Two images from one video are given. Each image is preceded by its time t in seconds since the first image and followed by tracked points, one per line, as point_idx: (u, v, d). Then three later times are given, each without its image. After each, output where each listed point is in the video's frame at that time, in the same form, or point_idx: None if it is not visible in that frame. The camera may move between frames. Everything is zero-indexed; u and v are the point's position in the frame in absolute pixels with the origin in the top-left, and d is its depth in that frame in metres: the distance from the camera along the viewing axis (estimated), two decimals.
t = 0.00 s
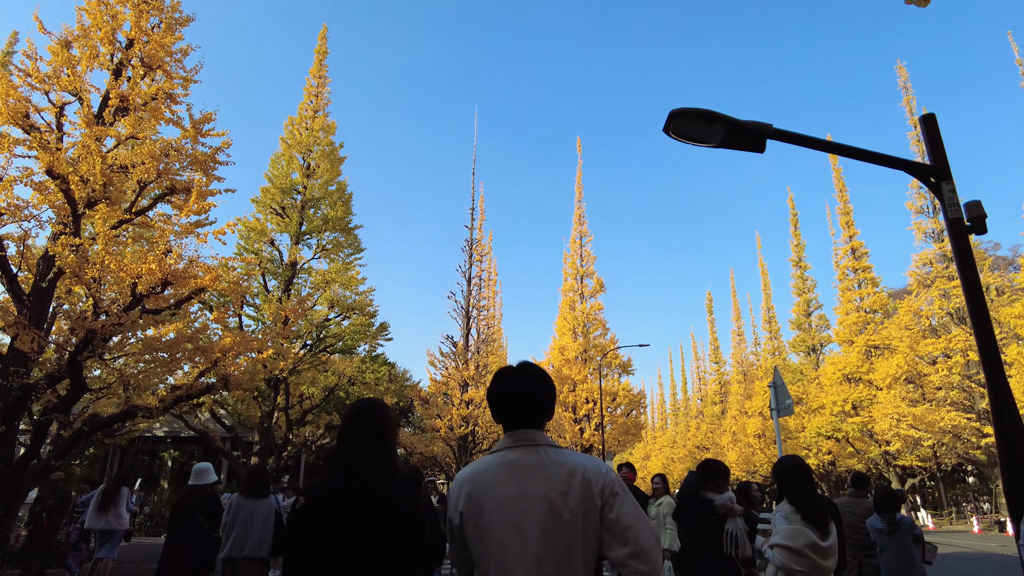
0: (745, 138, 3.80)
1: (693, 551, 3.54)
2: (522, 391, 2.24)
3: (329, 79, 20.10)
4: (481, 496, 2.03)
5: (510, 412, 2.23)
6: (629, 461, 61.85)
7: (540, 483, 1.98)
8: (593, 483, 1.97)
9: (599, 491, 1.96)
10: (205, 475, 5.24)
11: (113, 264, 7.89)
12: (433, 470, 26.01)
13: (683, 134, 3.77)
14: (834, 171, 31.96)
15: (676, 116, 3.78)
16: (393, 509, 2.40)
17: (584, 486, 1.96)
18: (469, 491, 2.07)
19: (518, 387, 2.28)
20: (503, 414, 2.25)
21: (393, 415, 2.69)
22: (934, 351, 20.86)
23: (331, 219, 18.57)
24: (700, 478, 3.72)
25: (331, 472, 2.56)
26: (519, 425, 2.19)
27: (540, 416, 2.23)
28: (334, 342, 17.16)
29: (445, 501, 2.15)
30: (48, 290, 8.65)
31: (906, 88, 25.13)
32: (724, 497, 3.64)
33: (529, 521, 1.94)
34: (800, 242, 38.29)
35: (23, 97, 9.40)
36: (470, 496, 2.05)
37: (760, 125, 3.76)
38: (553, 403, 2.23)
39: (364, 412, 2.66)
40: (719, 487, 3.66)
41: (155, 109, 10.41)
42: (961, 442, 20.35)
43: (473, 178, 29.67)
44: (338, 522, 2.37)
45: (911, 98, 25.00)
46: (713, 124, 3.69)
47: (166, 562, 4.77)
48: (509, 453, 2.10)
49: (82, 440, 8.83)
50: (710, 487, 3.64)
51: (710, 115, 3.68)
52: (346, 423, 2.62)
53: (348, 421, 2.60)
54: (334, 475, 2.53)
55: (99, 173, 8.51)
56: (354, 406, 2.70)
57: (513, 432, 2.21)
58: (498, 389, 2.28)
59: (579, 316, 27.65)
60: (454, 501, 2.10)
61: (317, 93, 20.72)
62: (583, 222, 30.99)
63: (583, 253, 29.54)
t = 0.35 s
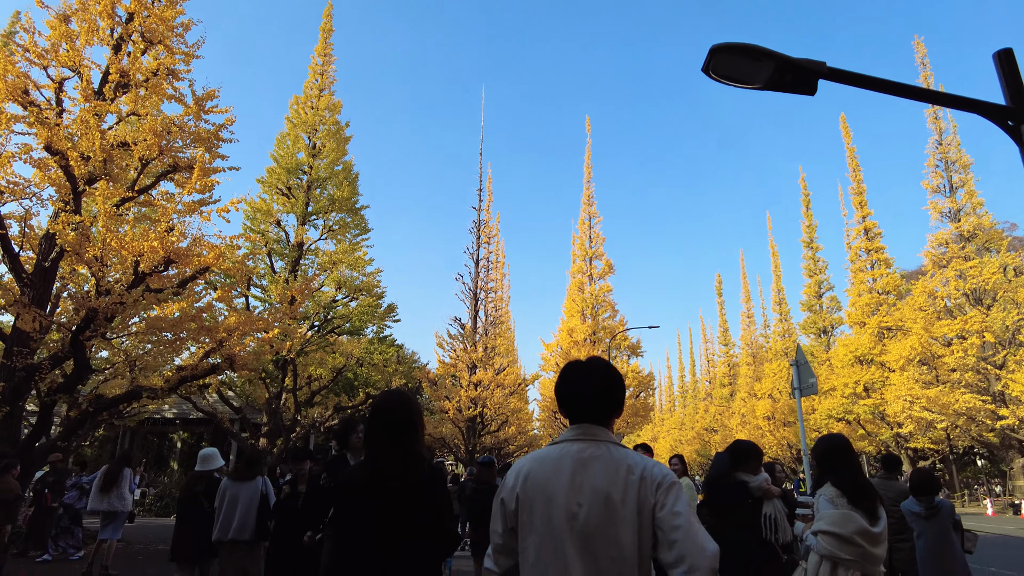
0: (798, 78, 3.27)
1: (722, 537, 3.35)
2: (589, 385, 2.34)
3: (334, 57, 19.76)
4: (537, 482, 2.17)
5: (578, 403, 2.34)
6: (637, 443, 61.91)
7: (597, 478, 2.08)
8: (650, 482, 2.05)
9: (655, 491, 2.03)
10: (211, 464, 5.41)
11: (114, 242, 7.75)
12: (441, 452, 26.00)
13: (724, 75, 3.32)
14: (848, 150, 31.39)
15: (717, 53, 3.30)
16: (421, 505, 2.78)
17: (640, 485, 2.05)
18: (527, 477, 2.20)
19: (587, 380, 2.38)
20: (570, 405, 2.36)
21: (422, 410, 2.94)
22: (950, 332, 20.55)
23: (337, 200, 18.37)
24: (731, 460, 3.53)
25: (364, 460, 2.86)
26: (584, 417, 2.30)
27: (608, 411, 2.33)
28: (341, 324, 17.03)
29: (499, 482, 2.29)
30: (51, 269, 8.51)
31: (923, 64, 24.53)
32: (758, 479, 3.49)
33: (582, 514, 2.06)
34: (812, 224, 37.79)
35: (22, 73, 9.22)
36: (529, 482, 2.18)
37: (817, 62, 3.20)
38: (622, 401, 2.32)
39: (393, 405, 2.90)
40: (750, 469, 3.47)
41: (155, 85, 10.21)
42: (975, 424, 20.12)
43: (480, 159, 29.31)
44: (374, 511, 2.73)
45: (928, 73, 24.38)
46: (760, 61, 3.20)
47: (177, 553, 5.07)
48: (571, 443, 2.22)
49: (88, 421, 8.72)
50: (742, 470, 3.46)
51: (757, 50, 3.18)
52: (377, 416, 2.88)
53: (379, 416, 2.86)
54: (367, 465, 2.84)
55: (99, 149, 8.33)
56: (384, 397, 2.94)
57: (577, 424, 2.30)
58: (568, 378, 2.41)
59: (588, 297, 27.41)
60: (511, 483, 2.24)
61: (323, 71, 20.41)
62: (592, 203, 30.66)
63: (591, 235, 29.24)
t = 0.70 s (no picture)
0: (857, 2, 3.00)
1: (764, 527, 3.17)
2: (640, 369, 2.64)
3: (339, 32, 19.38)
4: (597, 455, 2.40)
5: (626, 384, 2.64)
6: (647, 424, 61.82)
7: (655, 454, 2.36)
8: (708, 458, 2.37)
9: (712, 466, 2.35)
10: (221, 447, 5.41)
11: (113, 219, 7.58)
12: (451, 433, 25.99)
13: None
14: (863, 126, 30.70)
15: None
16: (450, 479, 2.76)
17: (699, 460, 2.35)
18: (587, 451, 2.42)
19: (632, 363, 2.67)
20: (616, 385, 2.65)
21: (440, 386, 2.89)
22: (968, 311, 20.15)
23: (344, 179, 18.13)
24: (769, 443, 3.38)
25: (388, 436, 2.83)
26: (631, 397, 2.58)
27: (651, 391, 2.62)
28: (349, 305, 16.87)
29: (548, 454, 2.47)
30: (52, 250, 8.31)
31: (943, 35, 23.81)
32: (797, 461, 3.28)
33: (641, 489, 2.33)
34: (825, 201, 37.18)
35: (19, 47, 9.00)
36: (584, 455, 2.42)
37: None
38: (665, 384, 2.63)
39: (413, 381, 2.86)
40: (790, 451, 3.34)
41: (155, 60, 9.97)
42: (993, 404, 19.77)
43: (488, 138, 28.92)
44: (398, 488, 2.70)
45: (948, 45, 23.68)
46: None
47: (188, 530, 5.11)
48: (626, 421, 2.49)
49: (93, 402, 8.59)
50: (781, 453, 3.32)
51: None
52: (400, 393, 2.84)
53: (400, 394, 2.82)
54: (391, 440, 2.81)
55: (97, 124, 8.11)
56: (404, 372, 2.90)
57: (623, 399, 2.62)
58: (612, 357, 2.68)
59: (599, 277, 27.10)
60: (566, 454, 2.44)
61: (328, 48, 20.04)
62: (602, 182, 30.24)
63: (601, 214, 28.86)
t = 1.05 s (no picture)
0: None
1: (824, 526, 2.92)
2: (658, 371, 2.53)
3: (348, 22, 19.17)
4: (619, 466, 2.39)
5: (645, 387, 2.54)
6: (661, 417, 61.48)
7: (680, 462, 2.32)
8: (732, 465, 2.31)
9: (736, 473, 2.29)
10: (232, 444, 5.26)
11: (119, 209, 7.44)
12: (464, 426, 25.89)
13: None
14: (880, 113, 30.10)
15: None
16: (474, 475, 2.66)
17: (722, 467, 2.30)
18: (610, 461, 2.41)
19: (649, 365, 2.57)
20: (637, 388, 2.58)
21: (465, 386, 2.89)
22: (992, 301, 19.69)
23: (354, 170, 17.98)
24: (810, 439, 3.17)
25: (415, 439, 2.80)
26: (654, 402, 2.52)
27: (674, 393, 2.54)
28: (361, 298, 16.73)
29: (575, 465, 2.50)
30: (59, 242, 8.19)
31: (966, 18, 23.22)
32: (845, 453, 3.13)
33: (665, 498, 2.30)
34: (842, 190, 36.61)
35: (24, 36, 8.89)
36: (609, 466, 2.40)
37: None
38: (688, 384, 2.53)
39: (436, 382, 2.87)
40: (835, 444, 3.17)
41: (161, 48, 9.84)
42: (1018, 395, 19.32)
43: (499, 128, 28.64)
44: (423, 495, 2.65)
45: (971, 28, 23.09)
46: None
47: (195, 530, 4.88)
48: (647, 428, 2.45)
49: (103, 396, 8.49)
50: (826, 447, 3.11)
51: None
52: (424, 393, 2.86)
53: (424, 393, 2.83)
54: (417, 442, 2.79)
55: (102, 113, 7.96)
56: (428, 374, 2.91)
57: (646, 407, 2.54)
58: (631, 364, 2.59)
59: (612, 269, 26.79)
60: (589, 466, 2.45)
61: (337, 38, 19.86)
62: (614, 172, 29.91)
63: (614, 205, 28.53)
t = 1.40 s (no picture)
0: None
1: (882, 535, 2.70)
2: (701, 376, 2.40)
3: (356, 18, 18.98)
4: (657, 476, 2.27)
5: (689, 393, 2.42)
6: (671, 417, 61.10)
7: (718, 473, 2.17)
8: (770, 473, 2.15)
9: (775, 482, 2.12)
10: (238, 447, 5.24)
11: (120, 204, 7.31)
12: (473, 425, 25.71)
13: None
14: (895, 107, 29.59)
15: None
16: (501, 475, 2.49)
17: (761, 476, 2.14)
18: (646, 470, 2.29)
19: (693, 367, 2.45)
20: (681, 393, 2.45)
21: (499, 385, 2.71)
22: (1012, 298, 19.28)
23: (362, 167, 17.81)
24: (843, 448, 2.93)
25: (441, 436, 2.63)
26: (698, 409, 2.39)
27: (722, 399, 2.41)
28: (370, 296, 16.56)
29: (612, 472, 2.40)
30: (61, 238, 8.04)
31: (984, 9, 22.75)
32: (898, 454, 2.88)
33: (703, 509, 2.16)
34: (855, 186, 36.11)
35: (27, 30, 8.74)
36: (644, 475, 2.29)
37: None
38: (733, 389, 2.40)
39: (470, 377, 2.70)
40: (877, 443, 2.90)
41: (166, 42, 9.67)
42: None
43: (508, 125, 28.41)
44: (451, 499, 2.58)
45: (989, 19, 22.61)
46: None
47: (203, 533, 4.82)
48: (688, 435, 2.32)
49: (106, 395, 8.35)
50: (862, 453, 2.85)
51: None
52: (456, 389, 2.69)
53: (456, 388, 2.67)
54: (444, 438, 2.60)
55: (103, 106, 7.80)
56: (462, 369, 2.76)
57: (689, 414, 2.42)
58: (671, 367, 2.48)
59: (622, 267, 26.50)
60: (625, 473, 2.34)
61: (345, 34, 19.68)
62: (625, 168, 29.60)
63: (625, 202, 28.23)
